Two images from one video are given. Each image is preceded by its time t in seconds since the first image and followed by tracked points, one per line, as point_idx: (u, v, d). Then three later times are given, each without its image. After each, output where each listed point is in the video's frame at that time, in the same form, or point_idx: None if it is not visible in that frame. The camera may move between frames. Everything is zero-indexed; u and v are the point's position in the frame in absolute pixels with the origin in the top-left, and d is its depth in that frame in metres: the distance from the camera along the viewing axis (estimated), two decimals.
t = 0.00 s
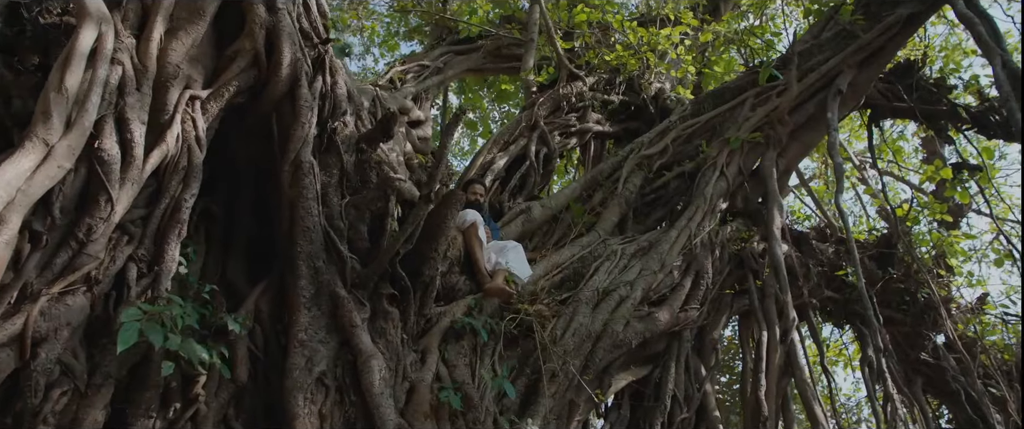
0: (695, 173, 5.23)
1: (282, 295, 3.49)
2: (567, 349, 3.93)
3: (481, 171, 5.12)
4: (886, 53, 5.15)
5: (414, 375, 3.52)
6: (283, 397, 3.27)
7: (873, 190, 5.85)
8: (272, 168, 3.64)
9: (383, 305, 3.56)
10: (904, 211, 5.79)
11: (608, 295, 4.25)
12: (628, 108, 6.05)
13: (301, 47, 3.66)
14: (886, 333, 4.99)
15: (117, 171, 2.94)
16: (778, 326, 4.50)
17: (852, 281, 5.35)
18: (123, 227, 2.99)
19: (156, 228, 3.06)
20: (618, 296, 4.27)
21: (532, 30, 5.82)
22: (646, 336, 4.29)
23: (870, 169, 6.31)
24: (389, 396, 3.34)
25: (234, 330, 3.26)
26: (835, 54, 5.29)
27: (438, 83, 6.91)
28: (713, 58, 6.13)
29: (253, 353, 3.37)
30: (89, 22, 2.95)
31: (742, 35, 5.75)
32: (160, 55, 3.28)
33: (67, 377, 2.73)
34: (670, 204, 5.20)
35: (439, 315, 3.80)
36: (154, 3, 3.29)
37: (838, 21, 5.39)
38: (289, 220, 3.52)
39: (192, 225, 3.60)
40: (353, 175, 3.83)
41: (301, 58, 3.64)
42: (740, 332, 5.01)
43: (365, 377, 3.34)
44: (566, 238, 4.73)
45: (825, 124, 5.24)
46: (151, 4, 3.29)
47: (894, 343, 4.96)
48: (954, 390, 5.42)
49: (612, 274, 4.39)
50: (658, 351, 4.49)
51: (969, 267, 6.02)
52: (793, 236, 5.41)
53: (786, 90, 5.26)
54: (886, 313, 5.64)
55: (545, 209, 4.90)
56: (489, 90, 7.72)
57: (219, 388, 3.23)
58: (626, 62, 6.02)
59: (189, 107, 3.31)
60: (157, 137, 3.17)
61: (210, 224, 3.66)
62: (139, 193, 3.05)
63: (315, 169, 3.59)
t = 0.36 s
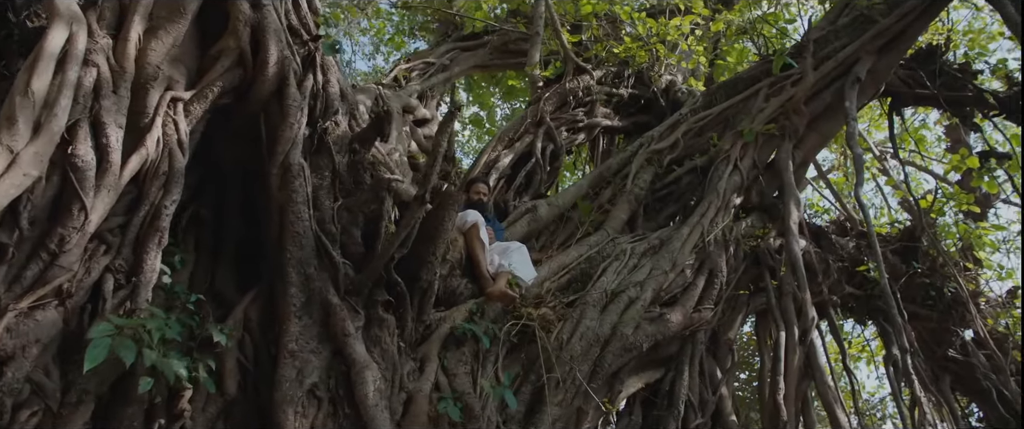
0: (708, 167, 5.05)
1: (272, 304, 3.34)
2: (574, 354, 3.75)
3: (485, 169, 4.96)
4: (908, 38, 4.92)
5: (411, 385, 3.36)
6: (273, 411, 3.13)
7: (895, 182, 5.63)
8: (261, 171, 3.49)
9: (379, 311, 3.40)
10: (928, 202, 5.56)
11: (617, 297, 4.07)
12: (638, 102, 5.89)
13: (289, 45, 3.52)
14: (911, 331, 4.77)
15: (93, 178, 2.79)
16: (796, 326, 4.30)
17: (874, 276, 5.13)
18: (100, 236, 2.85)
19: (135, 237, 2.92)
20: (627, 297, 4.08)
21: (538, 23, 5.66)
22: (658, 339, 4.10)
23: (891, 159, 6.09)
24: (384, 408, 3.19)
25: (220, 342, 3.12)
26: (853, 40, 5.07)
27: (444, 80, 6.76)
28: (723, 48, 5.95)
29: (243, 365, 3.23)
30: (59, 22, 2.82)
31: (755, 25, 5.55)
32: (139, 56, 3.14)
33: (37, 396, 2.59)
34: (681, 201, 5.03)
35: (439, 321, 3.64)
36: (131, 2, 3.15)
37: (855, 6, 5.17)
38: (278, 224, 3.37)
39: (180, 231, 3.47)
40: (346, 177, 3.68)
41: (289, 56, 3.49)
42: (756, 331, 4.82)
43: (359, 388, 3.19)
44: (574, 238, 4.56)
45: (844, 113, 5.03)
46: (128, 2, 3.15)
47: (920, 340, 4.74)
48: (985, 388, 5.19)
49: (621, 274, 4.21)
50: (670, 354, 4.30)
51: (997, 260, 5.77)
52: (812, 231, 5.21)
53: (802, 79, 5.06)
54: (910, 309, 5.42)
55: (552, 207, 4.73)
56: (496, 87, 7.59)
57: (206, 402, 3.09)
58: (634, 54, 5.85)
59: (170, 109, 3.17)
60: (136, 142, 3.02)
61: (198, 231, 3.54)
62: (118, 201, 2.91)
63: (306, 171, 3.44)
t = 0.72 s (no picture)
0: (724, 160, 4.84)
1: (262, 314, 3.18)
2: (585, 360, 3.56)
3: (493, 166, 4.87)
4: (936, 17, 4.66)
5: (410, 398, 3.19)
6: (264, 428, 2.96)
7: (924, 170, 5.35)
8: (250, 175, 3.33)
9: (376, 320, 3.22)
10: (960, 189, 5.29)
11: (630, 298, 3.87)
12: (651, 93, 5.73)
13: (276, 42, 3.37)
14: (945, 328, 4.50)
15: (65, 187, 2.64)
16: (821, 325, 4.08)
17: (904, 270, 4.89)
18: (76, 249, 2.70)
19: (112, 249, 2.76)
20: (641, 299, 3.88)
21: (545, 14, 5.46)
22: (674, 342, 3.89)
23: (919, 145, 5.83)
24: (381, 423, 3.02)
25: (207, 357, 2.96)
26: (877, 21, 4.83)
27: (453, 76, 6.58)
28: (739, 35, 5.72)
29: (233, 379, 3.07)
30: (25, 23, 2.69)
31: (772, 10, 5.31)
32: (117, 57, 2.98)
33: (5, 421, 2.45)
34: (697, 195, 4.83)
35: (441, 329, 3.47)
36: (107, 1, 2.99)
37: None
38: (268, 231, 3.20)
39: (168, 241, 3.32)
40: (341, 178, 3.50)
41: (276, 53, 3.32)
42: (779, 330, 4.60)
43: (355, 402, 3.01)
44: (584, 236, 4.36)
45: (868, 98, 4.78)
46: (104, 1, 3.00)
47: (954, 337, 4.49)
48: None
49: (634, 274, 4.01)
50: (688, 357, 4.10)
51: None
52: (836, 223, 4.97)
53: (822, 65, 4.82)
54: (942, 303, 5.17)
55: (562, 205, 4.54)
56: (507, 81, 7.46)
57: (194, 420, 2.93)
58: (647, 44, 5.65)
59: (151, 112, 3.00)
60: (114, 147, 2.87)
61: (189, 240, 3.39)
62: (94, 210, 2.75)
63: (297, 173, 3.27)
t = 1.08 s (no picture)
0: (742, 150, 4.61)
1: (250, 326, 3.00)
2: (597, 366, 3.35)
3: (501, 162, 4.69)
4: None
5: (409, 411, 3.00)
6: None
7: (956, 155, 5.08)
8: (236, 179, 3.15)
9: (371, 330, 3.04)
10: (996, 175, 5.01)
11: (643, 300, 3.66)
12: (665, 82, 5.52)
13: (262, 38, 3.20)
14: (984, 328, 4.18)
15: (31, 197, 2.47)
16: (848, 324, 3.84)
17: (936, 262, 4.62)
18: (45, 262, 2.54)
19: (85, 261, 2.59)
20: (656, 300, 3.66)
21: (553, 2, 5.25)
22: (692, 345, 3.67)
23: (950, 129, 5.56)
24: None
25: (190, 373, 2.79)
26: None
27: (462, 69, 6.37)
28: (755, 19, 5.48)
29: (220, 396, 2.91)
30: None
31: None
32: (88, 57, 2.81)
33: None
34: (714, 188, 4.62)
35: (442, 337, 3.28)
36: None
37: None
38: (255, 237, 3.02)
39: (153, 248, 3.17)
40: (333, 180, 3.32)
41: (260, 49, 3.14)
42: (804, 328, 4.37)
43: (348, 418, 2.83)
44: (595, 233, 4.15)
45: (895, 82, 4.53)
46: None
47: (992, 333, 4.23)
48: None
49: (648, 274, 3.80)
50: (707, 360, 3.87)
51: None
52: (863, 214, 4.72)
53: (845, 47, 4.57)
54: (977, 295, 4.90)
55: (572, 201, 4.33)
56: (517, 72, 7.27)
57: None
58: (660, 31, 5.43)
59: (127, 115, 2.83)
60: (87, 153, 2.70)
61: (175, 247, 3.24)
62: (65, 221, 2.58)
63: (285, 176, 3.10)
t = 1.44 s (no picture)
0: (764, 137, 4.36)
1: (234, 337, 2.81)
2: (609, 373, 3.12)
3: (508, 156, 4.49)
4: None
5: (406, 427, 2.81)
6: None
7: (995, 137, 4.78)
8: (218, 181, 2.96)
9: (364, 339, 2.84)
10: None
11: (659, 300, 3.42)
12: (680, 68, 5.27)
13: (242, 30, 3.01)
14: None
15: None
16: (881, 321, 3.59)
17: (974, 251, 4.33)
18: (6, 276, 2.39)
19: (49, 274, 2.42)
20: (673, 300, 3.43)
21: None
22: (711, 347, 3.44)
23: (987, 109, 5.24)
24: None
25: (168, 391, 2.60)
26: None
27: (470, 60, 6.15)
28: None
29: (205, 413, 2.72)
30: None
31: None
32: (53, 55, 2.64)
33: None
34: (733, 177, 4.39)
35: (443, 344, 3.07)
36: None
37: None
38: (238, 243, 2.83)
39: (134, 256, 3.00)
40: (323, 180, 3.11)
41: (240, 41, 2.95)
42: (832, 323, 4.11)
43: None
44: (607, 228, 3.91)
45: (927, 60, 4.24)
46: None
47: None
48: None
49: (664, 271, 3.56)
50: (729, 361, 3.62)
51: None
52: (894, 201, 4.44)
53: (873, 24, 4.29)
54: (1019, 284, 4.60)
55: (583, 195, 4.10)
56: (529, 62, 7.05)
57: None
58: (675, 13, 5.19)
59: (97, 116, 2.63)
60: (53, 157, 2.52)
61: (159, 254, 3.07)
62: (26, 230, 2.41)
63: (269, 177, 2.90)
